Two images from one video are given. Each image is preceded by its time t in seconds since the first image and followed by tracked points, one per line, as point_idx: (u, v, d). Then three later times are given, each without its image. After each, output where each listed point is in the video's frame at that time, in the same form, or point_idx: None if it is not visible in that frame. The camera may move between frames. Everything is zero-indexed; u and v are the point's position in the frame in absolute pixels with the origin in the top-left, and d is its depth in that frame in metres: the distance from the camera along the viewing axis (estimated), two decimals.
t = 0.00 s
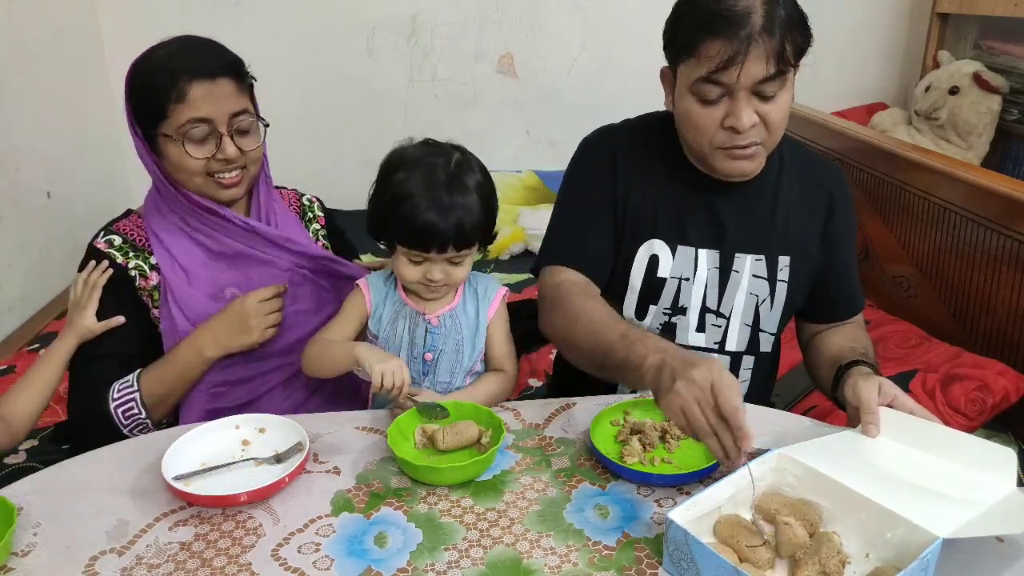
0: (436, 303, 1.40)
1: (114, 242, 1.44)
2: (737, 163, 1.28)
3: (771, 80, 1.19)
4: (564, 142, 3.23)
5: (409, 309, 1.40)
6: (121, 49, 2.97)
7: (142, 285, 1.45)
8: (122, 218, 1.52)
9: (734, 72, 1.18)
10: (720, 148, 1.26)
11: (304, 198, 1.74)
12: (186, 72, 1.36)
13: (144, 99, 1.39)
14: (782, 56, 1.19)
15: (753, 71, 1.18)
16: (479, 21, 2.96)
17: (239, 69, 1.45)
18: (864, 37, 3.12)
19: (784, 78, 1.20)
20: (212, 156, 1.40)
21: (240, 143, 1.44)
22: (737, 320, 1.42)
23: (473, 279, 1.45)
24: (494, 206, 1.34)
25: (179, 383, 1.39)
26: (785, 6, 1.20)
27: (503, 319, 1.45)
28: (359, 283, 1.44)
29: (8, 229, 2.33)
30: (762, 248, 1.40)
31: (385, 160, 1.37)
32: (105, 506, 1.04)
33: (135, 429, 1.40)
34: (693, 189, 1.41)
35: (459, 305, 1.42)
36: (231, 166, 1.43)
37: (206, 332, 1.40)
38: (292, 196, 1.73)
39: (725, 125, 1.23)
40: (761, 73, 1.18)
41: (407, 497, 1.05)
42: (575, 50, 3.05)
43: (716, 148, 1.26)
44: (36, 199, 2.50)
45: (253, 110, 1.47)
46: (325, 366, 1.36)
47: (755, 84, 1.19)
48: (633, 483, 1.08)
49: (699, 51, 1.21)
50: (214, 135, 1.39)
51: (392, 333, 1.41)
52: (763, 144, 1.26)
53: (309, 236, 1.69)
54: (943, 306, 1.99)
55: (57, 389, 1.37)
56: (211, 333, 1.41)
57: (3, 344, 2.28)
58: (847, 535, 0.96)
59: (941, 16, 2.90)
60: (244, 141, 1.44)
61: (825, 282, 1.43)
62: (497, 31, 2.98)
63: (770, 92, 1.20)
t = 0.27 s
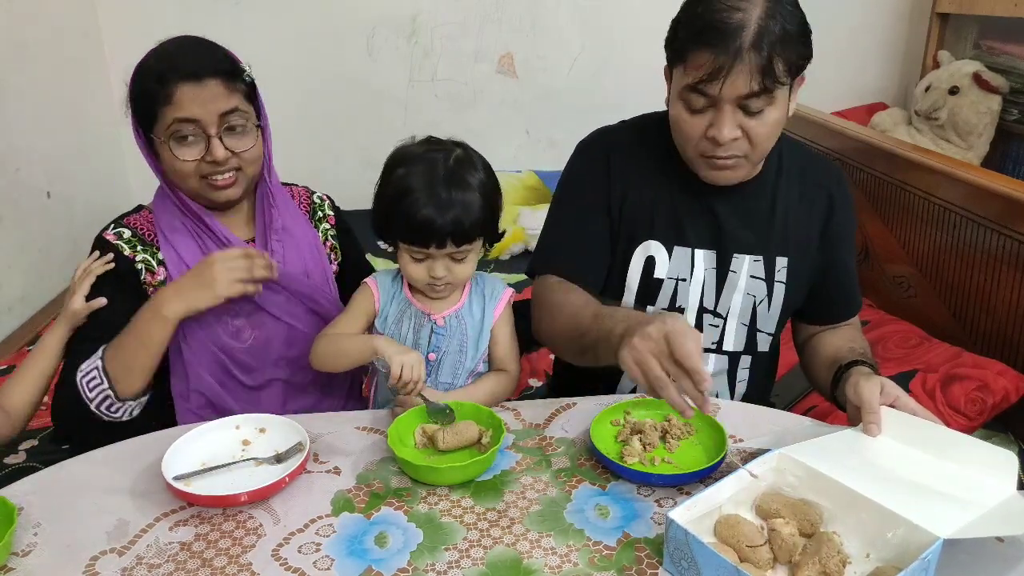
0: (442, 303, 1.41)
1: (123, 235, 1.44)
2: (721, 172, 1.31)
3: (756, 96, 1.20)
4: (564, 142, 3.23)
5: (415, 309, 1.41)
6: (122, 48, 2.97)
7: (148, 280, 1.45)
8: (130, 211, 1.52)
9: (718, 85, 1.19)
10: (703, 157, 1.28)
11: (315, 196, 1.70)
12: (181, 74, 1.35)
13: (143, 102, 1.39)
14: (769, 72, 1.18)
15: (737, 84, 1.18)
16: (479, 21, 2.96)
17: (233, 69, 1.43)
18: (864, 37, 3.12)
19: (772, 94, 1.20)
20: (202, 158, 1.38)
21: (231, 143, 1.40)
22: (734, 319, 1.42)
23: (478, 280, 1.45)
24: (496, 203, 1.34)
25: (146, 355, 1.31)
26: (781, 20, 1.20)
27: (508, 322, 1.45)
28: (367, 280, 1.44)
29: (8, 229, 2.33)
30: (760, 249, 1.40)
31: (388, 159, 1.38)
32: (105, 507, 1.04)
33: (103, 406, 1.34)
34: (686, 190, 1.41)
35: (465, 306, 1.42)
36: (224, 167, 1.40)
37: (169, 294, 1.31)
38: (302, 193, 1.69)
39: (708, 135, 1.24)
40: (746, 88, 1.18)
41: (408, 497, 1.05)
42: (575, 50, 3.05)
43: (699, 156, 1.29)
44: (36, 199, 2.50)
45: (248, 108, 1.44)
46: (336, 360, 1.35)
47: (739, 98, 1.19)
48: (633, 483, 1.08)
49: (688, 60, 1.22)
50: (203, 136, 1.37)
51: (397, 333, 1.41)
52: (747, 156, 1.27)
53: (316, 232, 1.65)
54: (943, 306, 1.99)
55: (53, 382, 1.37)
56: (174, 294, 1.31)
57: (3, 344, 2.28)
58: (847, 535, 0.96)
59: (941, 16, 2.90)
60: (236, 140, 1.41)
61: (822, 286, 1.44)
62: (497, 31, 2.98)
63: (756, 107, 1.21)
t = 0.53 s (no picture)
0: (444, 303, 1.40)
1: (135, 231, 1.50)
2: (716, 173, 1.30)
3: (749, 95, 1.20)
4: (564, 142, 3.23)
5: (416, 310, 1.40)
6: (122, 49, 2.97)
7: (160, 274, 1.45)
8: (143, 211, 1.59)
9: (710, 85, 1.19)
10: (698, 158, 1.27)
11: (329, 202, 1.68)
12: (186, 79, 1.34)
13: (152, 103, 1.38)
14: (761, 70, 1.18)
15: (730, 84, 1.18)
16: (479, 21, 2.96)
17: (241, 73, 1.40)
18: (864, 37, 3.12)
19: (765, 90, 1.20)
20: (205, 164, 1.36)
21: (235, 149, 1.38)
22: (733, 324, 1.42)
23: (480, 281, 1.45)
24: (501, 204, 1.34)
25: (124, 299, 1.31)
26: (773, 21, 1.20)
27: (509, 323, 1.45)
28: (371, 278, 1.44)
29: (8, 229, 2.33)
30: (757, 253, 1.40)
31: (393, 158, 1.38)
32: (105, 507, 1.04)
33: (102, 373, 1.31)
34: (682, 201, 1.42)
35: (467, 307, 1.42)
36: (227, 172, 1.38)
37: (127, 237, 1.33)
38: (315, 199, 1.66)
39: (702, 136, 1.23)
40: (738, 87, 1.18)
41: (407, 497, 1.05)
42: (575, 50, 3.05)
43: (694, 157, 1.29)
44: (36, 199, 2.50)
45: (256, 113, 1.42)
46: (342, 357, 1.35)
47: (733, 97, 1.19)
48: (633, 483, 1.08)
49: (680, 61, 1.22)
50: (205, 141, 1.36)
51: (399, 334, 1.41)
52: (742, 156, 1.26)
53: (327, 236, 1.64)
54: (943, 306, 1.99)
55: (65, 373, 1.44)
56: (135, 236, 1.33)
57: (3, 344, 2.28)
58: (847, 535, 0.96)
59: (941, 16, 2.90)
60: (241, 146, 1.38)
61: (823, 287, 1.44)
62: (497, 31, 2.98)
63: (749, 106, 1.21)
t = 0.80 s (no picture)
0: (445, 303, 1.41)
1: (143, 238, 1.48)
2: (698, 141, 1.36)
3: (719, 52, 1.32)
4: (564, 142, 3.23)
5: (417, 310, 1.41)
6: (122, 49, 2.97)
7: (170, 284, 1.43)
8: (150, 215, 1.58)
9: (680, 46, 1.32)
10: (676, 126, 1.36)
11: (337, 205, 1.68)
12: (184, 92, 1.32)
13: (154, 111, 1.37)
14: (729, 29, 1.32)
15: (699, 43, 1.31)
16: (479, 21, 2.96)
17: (241, 82, 1.37)
18: (864, 37, 3.12)
19: (736, 48, 1.33)
20: (204, 177, 1.36)
21: (233, 162, 1.36)
22: (721, 326, 1.48)
23: (482, 281, 1.45)
24: (502, 205, 1.34)
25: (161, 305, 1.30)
26: None
27: (509, 324, 1.44)
28: (371, 276, 1.43)
29: (8, 229, 2.33)
30: (744, 257, 1.46)
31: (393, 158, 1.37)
32: (105, 507, 1.04)
33: (143, 386, 1.25)
34: (667, 203, 1.47)
35: (467, 307, 1.42)
36: (224, 185, 1.38)
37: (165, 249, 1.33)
38: (325, 201, 1.67)
39: (679, 100, 1.34)
40: (708, 46, 1.31)
41: (407, 497, 1.05)
42: (576, 50, 3.05)
43: (673, 127, 1.37)
44: (36, 199, 2.50)
45: (257, 125, 1.39)
46: (345, 362, 1.35)
47: (703, 55, 1.32)
48: (633, 483, 1.08)
49: (650, 32, 1.36)
50: (202, 154, 1.34)
51: (399, 334, 1.41)
52: (719, 122, 1.35)
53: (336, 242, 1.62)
54: (943, 306, 1.99)
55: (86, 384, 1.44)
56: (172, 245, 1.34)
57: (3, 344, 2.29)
58: (847, 535, 0.96)
59: (941, 16, 2.89)
60: (239, 160, 1.37)
61: (815, 280, 1.52)
62: (497, 31, 2.98)
63: (721, 65, 1.33)
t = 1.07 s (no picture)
0: (444, 305, 1.41)
1: (141, 238, 1.49)
2: (680, 121, 1.40)
3: (698, 35, 1.40)
4: (564, 142, 3.23)
5: (416, 310, 1.40)
6: (121, 49, 2.97)
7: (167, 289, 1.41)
8: (149, 217, 1.57)
9: (658, 30, 1.40)
10: (658, 108, 1.41)
11: (343, 209, 1.66)
12: (179, 111, 1.28)
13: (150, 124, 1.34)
14: (706, 15, 1.40)
15: (677, 27, 1.39)
16: (479, 21, 2.96)
17: (239, 97, 1.33)
18: (864, 36, 3.12)
19: (713, 31, 1.41)
20: (200, 194, 1.35)
21: (229, 180, 1.35)
22: (715, 326, 1.52)
23: (481, 280, 1.45)
24: (501, 208, 1.34)
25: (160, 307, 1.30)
26: None
27: (509, 324, 1.44)
28: (371, 274, 1.43)
29: (8, 229, 2.33)
30: (733, 254, 1.50)
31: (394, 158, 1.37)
32: (106, 507, 1.04)
33: (138, 392, 1.25)
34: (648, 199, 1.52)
35: (466, 306, 1.42)
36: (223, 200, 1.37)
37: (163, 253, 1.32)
38: (330, 206, 1.65)
39: (660, 82, 1.40)
40: (687, 28, 1.40)
41: (407, 498, 1.05)
42: (576, 50, 3.05)
43: (654, 110, 1.42)
44: (37, 199, 2.50)
45: (255, 142, 1.36)
46: (346, 364, 1.34)
47: (682, 38, 1.40)
48: (633, 483, 1.08)
49: (628, 24, 1.44)
50: (200, 172, 1.33)
51: (399, 333, 1.41)
52: (700, 103, 1.41)
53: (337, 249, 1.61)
54: (943, 305, 1.99)
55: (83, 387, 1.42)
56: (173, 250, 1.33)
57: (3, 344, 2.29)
58: (847, 535, 0.96)
59: (940, 16, 2.90)
60: (235, 178, 1.35)
61: (801, 275, 1.57)
62: (497, 30, 2.98)
63: (700, 48, 1.41)
